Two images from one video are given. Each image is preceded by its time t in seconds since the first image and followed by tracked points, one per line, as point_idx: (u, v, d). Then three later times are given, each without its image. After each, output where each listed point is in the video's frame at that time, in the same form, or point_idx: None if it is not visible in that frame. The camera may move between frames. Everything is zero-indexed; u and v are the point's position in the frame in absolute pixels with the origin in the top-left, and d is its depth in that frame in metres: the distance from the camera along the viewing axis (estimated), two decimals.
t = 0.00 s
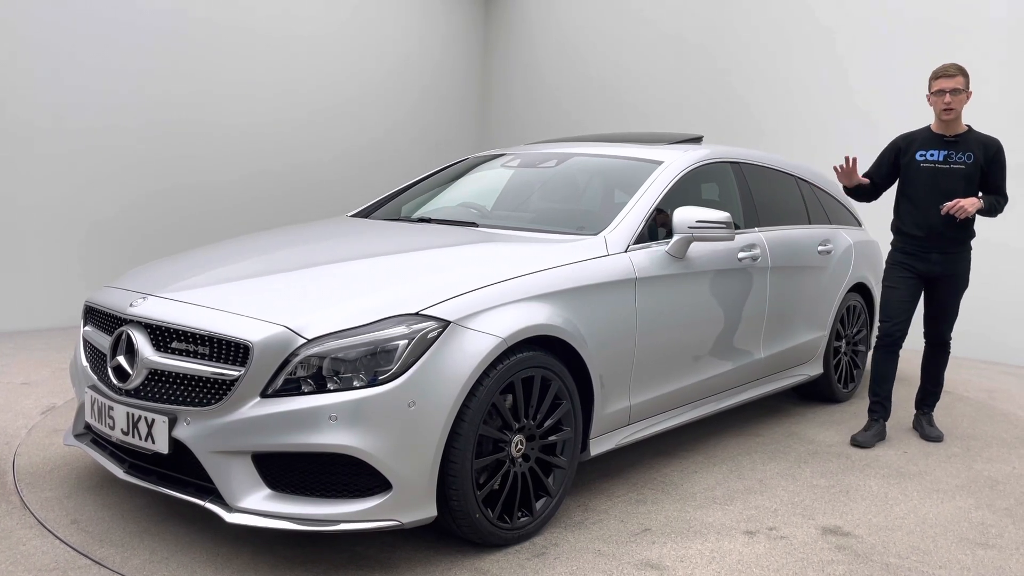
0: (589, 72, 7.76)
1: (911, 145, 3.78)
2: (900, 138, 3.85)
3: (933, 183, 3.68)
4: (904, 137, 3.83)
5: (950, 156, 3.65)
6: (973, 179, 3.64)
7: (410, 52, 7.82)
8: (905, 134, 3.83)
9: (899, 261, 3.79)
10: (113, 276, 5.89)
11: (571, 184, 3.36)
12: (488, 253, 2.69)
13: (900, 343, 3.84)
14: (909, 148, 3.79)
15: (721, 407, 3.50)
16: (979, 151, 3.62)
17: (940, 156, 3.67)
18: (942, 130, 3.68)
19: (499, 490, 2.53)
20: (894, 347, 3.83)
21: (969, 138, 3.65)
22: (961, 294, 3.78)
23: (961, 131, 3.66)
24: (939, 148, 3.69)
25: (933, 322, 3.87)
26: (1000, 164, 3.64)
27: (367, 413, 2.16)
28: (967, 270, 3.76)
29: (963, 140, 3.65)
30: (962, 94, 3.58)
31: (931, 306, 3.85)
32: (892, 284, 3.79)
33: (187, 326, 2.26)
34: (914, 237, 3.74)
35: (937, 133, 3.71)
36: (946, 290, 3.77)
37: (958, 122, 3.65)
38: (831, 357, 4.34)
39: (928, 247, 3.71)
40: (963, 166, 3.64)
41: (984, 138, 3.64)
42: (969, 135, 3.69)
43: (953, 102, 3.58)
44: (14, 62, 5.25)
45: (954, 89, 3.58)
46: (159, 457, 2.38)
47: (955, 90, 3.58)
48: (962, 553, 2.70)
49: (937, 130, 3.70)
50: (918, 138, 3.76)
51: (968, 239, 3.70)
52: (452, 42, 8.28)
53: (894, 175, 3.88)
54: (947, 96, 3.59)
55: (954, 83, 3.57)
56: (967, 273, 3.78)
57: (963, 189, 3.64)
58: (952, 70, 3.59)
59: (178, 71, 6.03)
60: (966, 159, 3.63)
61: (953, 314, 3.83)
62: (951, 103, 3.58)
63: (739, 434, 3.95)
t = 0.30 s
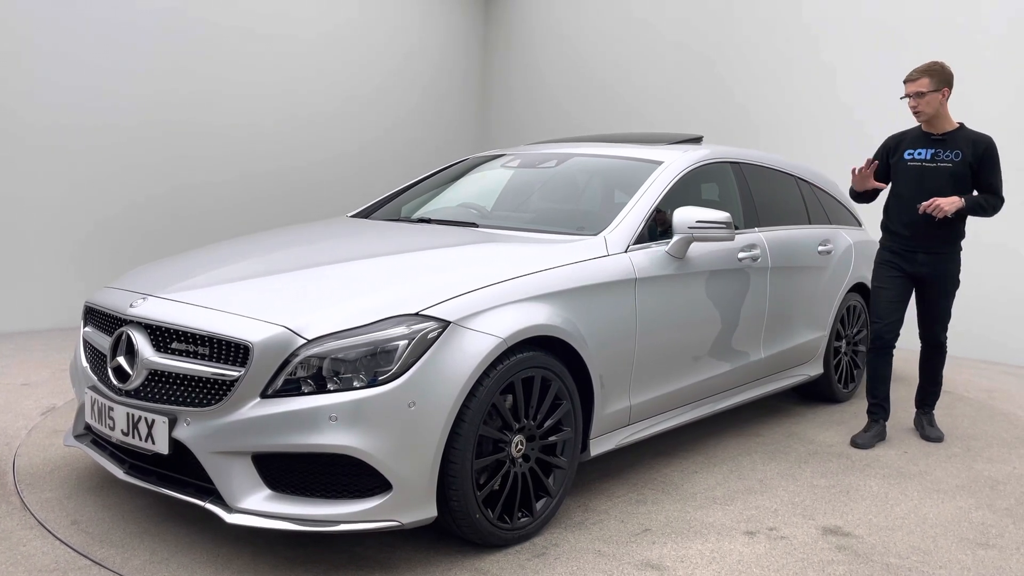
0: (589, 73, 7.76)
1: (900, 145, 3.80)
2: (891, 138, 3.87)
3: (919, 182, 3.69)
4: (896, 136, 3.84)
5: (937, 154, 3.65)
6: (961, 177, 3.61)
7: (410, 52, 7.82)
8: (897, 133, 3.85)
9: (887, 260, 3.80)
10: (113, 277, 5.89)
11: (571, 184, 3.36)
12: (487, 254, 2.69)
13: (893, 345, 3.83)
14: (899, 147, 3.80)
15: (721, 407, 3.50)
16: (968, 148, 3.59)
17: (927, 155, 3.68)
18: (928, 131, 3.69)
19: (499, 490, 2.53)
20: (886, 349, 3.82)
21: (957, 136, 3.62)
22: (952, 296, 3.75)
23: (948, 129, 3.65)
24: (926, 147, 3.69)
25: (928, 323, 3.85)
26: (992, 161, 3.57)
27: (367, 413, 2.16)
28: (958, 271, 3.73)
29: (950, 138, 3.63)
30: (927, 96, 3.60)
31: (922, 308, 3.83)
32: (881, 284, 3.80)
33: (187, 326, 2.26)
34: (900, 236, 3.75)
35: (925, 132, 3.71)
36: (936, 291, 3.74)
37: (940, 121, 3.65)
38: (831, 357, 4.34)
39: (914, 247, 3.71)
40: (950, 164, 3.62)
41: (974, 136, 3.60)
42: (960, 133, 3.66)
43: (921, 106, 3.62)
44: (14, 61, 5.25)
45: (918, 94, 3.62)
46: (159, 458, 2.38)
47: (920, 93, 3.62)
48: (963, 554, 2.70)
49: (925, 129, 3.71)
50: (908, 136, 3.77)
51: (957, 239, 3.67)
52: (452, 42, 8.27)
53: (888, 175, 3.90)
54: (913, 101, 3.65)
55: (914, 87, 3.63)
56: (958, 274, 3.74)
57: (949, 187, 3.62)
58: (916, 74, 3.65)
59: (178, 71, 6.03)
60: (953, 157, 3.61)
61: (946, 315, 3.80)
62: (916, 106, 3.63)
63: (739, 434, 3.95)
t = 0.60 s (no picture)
0: (589, 73, 7.76)
1: (885, 146, 3.79)
2: (877, 140, 3.86)
3: (901, 183, 3.68)
4: (882, 138, 3.84)
5: (919, 154, 3.63)
6: (944, 176, 3.58)
7: (410, 53, 7.82)
8: (883, 135, 3.84)
9: (873, 261, 3.80)
10: (114, 278, 5.90)
11: (572, 185, 3.36)
12: (487, 254, 2.69)
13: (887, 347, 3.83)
14: (884, 149, 3.80)
15: (720, 408, 3.49)
16: (949, 146, 3.56)
17: (910, 155, 3.67)
18: (911, 131, 3.69)
19: (499, 491, 2.53)
20: (880, 352, 3.82)
21: (940, 135, 3.60)
22: (942, 296, 3.72)
23: (931, 128, 3.64)
24: (909, 147, 3.68)
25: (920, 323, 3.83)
26: (976, 157, 3.52)
27: (367, 414, 2.16)
28: (946, 271, 3.69)
29: (932, 137, 3.61)
30: (904, 98, 3.59)
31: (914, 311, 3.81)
32: (871, 286, 3.80)
33: (187, 328, 2.26)
34: (886, 236, 3.76)
35: (909, 133, 3.70)
36: (925, 291, 3.72)
37: (922, 121, 3.64)
38: (831, 358, 4.34)
39: (900, 247, 3.71)
40: (932, 163, 3.60)
41: (957, 133, 3.57)
42: (945, 130, 3.63)
43: (899, 109, 3.62)
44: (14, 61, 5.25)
45: (893, 97, 3.61)
46: (160, 459, 2.37)
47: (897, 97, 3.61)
48: (964, 554, 2.70)
49: (909, 129, 3.70)
50: (892, 137, 3.77)
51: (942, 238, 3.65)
52: (451, 42, 8.27)
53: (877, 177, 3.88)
54: (891, 105, 3.64)
55: (891, 91, 3.62)
56: (947, 274, 3.70)
57: (931, 186, 3.60)
58: (889, 79, 3.64)
59: (178, 72, 6.04)
60: (935, 156, 3.59)
61: (937, 316, 3.77)
62: (896, 109, 3.62)
63: (739, 435, 3.95)
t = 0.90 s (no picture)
0: (589, 74, 7.76)
1: (869, 147, 3.77)
2: (862, 142, 3.84)
3: (885, 183, 3.67)
4: (867, 140, 3.82)
5: (903, 153, 3.61)
6: (927, 175, 3.55)
7: (411, 53, 7.83)
8: (867, 136, 3.82)
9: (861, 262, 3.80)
10: (115, 278, 5.90)
11: (572, 186, 3.36)
12: (487, 255, 2.70)
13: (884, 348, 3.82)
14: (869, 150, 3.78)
15: (720, 409, 3.49)
16: (933, 145, 3.54)
17: (894, 155, 3.64)
18: (894, 131, 3.66)
19: (500, 492, 2.53)
20: (877, 353, 3.82)
21: (923, 133, 3.57)
22: (932, 296, 3.68)
23: (915, 127, 3.61)
24: (893, 147, 3.65)
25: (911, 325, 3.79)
26: (959, 155, 3.49)
27: (368, 415, 2.16)
28: (933, 271, 3.66)
29: (915, 136, 3.59)
30: (887, 97, 3.56)
31: (905, 313, 3.78)
32: (859, 288, 3.80)
33: (188, 329, 2.26)
34: (872, 236, 3.76)
35: (892, 133, 3.68)
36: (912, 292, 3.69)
37: (905, 120, 3.61)
38: (832, 359, 4.34)
39: (886, 248, 3.70)
40: (916, 163, 3.58)
41: (940, 131, 3.54)
42: (929, 129, 3.60)
43: (882, 110, 3.59)
44: (14, 61, 5.26)
45: (876, 98, 3.58)
46: (161, 460, 2.37)
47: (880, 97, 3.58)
48: (964, 556, 2.70)
49: (892, 130, 3.68)
50: (876, 138, 3.74)
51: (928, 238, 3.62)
52: (451, 42, 8.27)
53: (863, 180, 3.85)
54: (875, 105, 3.61)
55: (874, 91, 3.59)
56: (934, 273, 3.67)
57: (915, 186, 3.58)
58: (871, 80, 3.61)
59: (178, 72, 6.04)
60: (918, 155, 3.57)
61: (928, 316, 3.73)
62: (880, 109, 3.59)
63: (740, 436, 3.95)
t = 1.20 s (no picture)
0: (590, 75, 7.77)
1: (860, 147, 3.72)
2: (852, 141, 3.78)
3: (876, 184, 3.62)
4: (857, 139, 3.77)
5: (894, 154, 3.58)
6: (919, 175, 3.53)
7: (412, 54, 7.83)
8: (857, 136, 3.77)
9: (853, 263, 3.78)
10: (115, 279, 5.90)
11: (573, 186, 3.37)
12: (488, 256, 2.70)
13: (880, 348, 3.83)
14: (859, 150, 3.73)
15: (721, 409, 3.49)
16: (924, 146, 3.51)
17: (885, 155, 3.61)
18: (886, 130, 3.62)
19: (500, 493, 2.53)
20: (872, 353, 3.83)
21: (914, 134, 3.54)
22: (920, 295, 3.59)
23: (907, 128, 3.58)
24: (884, 147, 3.62)
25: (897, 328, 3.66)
26: (950, 156, 3.46)
27: (369, 415, 2.17)
28: (925, 269, 3.58)
29: (907, 136, 3.56)
30: (886, 96, 3.50)
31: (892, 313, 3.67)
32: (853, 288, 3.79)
33: (189, 329, 2.26)
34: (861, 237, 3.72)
35: (883, 133, 3.64)
36: (900, 291, 3.61)
37: (898, 120, 3.58)
38: (833, 359, 4.34)
39: (876, 248, 3.66)
40: (907, 163, 3.55)
41: (931, 132, 3.51)
42: (919, 129, 3.57)
43: (880, 108, 3.53)
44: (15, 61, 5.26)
45: (875, 95, 3.52)
46: (162, 460, 2.37)
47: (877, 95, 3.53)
48: (965, 557, 2.70)
49: (883, 129, 3.64)
50: (866, 138, 3.70)
51: (920, 238, 3.56)
52: (453, 43, 8.28)
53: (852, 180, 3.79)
54: (870, 103, 3.55)
55: (872, 88, 3.53)
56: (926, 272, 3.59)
57: (907, 186, 3.55)
58: (870, 75, 3.54)
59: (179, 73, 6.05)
60: (910, 156, 3.54)
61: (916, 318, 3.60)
62: (875, 108, 3.53)
63: (740, 437, 3.96)
